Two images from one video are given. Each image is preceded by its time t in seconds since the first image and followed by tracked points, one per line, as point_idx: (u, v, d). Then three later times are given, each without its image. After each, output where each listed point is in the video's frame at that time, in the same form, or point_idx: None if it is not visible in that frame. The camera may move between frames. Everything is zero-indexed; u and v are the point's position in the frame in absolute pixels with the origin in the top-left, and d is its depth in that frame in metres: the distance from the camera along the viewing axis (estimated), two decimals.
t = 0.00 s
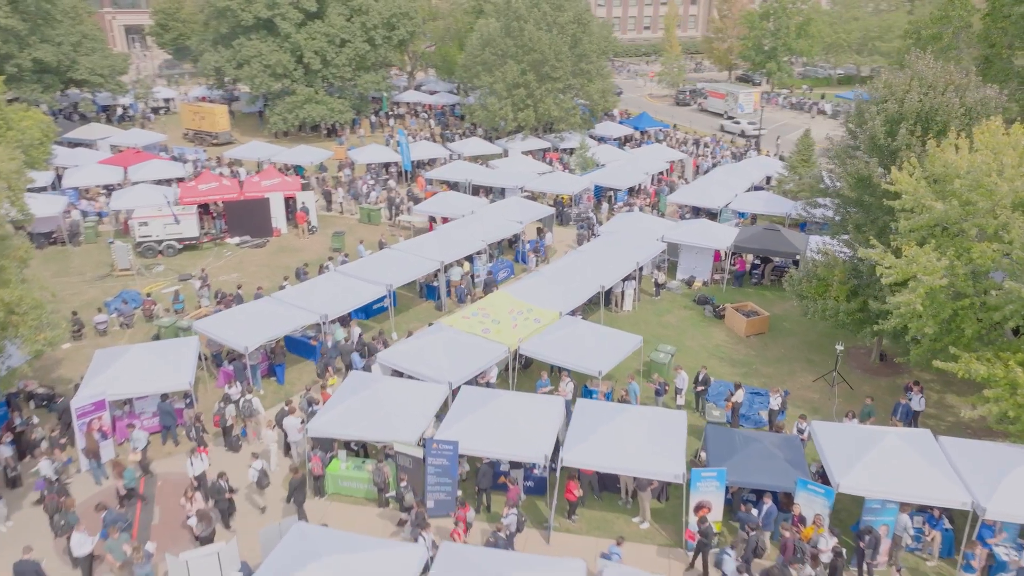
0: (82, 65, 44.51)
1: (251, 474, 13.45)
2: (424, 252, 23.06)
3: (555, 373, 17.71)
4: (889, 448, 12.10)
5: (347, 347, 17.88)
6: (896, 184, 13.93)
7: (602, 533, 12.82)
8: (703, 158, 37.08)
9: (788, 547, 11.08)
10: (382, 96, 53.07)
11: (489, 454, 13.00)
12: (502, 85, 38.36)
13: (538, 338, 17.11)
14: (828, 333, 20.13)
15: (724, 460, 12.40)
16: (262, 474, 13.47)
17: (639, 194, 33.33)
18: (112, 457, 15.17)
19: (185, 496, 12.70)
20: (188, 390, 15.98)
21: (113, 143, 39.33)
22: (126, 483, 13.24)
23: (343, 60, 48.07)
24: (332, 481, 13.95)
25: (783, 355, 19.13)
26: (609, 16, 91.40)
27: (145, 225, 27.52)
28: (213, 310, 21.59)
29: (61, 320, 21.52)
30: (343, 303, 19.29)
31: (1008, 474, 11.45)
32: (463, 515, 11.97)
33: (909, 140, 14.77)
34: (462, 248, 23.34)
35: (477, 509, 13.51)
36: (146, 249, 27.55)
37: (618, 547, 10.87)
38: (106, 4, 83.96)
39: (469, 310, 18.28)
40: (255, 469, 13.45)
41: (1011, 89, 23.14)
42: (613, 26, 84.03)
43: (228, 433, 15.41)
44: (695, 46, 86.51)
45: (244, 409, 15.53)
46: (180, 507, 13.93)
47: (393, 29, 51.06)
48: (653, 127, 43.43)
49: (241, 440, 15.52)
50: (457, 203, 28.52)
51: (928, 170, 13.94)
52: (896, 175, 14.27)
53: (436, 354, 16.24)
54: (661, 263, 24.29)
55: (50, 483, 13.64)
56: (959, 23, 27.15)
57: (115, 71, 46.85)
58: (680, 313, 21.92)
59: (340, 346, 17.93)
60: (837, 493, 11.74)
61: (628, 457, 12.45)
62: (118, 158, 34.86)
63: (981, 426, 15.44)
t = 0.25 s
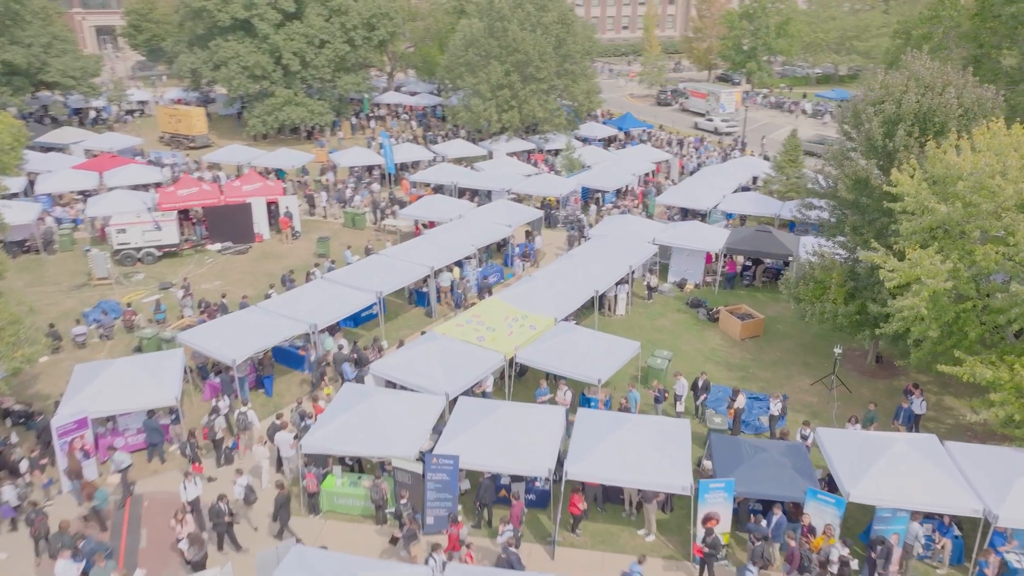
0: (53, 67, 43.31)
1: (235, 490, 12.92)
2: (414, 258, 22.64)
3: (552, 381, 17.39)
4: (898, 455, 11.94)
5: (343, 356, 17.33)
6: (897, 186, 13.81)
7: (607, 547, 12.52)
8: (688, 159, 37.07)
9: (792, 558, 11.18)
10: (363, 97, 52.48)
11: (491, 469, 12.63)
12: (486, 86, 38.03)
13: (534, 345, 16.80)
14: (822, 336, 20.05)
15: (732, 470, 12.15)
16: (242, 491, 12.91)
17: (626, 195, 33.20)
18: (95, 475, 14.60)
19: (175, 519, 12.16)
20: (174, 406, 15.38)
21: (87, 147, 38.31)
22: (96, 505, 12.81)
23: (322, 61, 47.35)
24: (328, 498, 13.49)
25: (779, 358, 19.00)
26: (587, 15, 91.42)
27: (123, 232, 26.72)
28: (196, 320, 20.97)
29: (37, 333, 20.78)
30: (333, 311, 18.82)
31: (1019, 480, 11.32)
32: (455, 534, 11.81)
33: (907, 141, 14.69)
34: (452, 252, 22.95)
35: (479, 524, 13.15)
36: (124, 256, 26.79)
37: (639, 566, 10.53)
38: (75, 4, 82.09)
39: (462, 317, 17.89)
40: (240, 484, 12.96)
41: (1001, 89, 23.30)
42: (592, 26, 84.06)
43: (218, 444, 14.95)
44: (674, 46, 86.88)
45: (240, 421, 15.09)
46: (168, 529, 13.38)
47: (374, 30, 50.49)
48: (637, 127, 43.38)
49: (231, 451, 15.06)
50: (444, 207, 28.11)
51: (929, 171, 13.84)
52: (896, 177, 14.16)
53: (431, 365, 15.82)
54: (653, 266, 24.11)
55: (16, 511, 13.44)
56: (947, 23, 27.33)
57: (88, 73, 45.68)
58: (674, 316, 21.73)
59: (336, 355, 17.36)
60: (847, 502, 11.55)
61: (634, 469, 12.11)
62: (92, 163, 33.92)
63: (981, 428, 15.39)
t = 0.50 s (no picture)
0: (20, 69, 42.05)
1: (224, 509, 12.39)
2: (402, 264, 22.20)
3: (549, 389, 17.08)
4: (906, 462, 11.81)
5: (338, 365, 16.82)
6: (898, 188, 13.71)
7: (614, 561, 12.23)
8: (672, 159, 37.07)
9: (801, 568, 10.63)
10: (342, 99, 51.82)
11: (493, 483, 12.27)
12: (469, 87, 37.68)
13: (531, 353, 16.48)
14: (816, 338, 20.00)
15: (740, 481, 11.92)
16: (230, 508, 12.43)
17: (612, 197, 33.06)
18: (77, 498, 13.97)
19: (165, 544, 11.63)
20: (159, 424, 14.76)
21: (58, 152, 37.23)
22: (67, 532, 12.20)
23: (300, 62, 46.56)
24: (324, 516, 13.04)
25: (775, 361, 18.87)
26: (565, 16, 91.41)
27: (99, 240, 25.89)
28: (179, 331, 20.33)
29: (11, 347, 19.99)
30: (323, 320, 18.32)
31: None
32: (448, 551, 11.31)
33: (905, 142, 14.62)
34: (440, 258, 22.52)
35: (481, 540, 12.80)
36: (100, 265, 25.97)
37: None
38: (42, 4, 80.08)
39: (455, 325, 17.50)
40: (223, 502, 12.39)
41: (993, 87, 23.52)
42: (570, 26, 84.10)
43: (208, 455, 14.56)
44: (652, 46, 87.25)
45: (234, 435, 14.73)
46: (157, 552, 12.84)
47: (352, 30, 49.89)
48: (620, 128, 43.35)
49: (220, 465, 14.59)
50: (430, 210, 27.68)
51: (929, 172, 13.77)
52: (895, 179, 14.07)
53: (426, 376, 15.40)
54: (643, 269, 23.93)
55: None
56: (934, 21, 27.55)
57: (58, 75, 44.44)
58: (667, 320, 21.55)
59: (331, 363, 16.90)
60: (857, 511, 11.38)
61: (642, 482, 11.79)
62: (64, 168, 32.92)
63: (981, 430, 15.38)
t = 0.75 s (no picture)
0: None
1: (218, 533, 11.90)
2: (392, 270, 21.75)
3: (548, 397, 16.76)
4: (917, 470, 11.67)
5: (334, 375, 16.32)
6: (901, 191, 13.59)
7: None
8: (658, 160, 37.01)
9: None
10: (322, 101, 51.09)
11: (497, 500, 11.90)
12: (453, 89, 37.28)
13: (528, 362, 16.15)
14: (811, 340, 19.93)
15: (750, 492, 11.68)
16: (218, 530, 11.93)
17: (599, 199, 32.88)
18: (60, 520, 13.46)
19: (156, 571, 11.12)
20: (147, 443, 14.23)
21: (30, 157, 36.15)
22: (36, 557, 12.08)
23: (279, 63, 45.73)
24: (321, 536, 12.57)
25: (772, 365, 18.76)
26: (544, 15, 91.25)
27: (76, 249, 25.09)
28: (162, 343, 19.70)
29: None
30: (312, 331, 17.77)
31: None
32: None
33: (905, 143, 14.53)
34: (431, 263, 22.07)
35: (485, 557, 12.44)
36: (77, 274, 25.17)
37: None
38: (8, 5, 77.97)
39: (450, 333, 17.11)
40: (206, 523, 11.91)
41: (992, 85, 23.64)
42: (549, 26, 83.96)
43: (198, 473, 14.03)
44: (631, 46, 87.45)
45: (227, 449, 14.28)
46: None
47: (332, 31, 49.23)
48: (604, 128, 43.24)
49: (210, 485, 14.05)
50: (416, 214, 27.24)
51: (931, 174, 13.68)
52: (897, 181, 13.97)
53: (423, 387, 15.00)
54: (635, 272, 23.73)
55: None
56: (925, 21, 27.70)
57: (27, 78, 43.21)
58: (661, 324, 21.37)
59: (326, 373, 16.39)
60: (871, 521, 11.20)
61: (651, 494, 11.53)
62: (37, 174, 31.94)
63: (981, 433, 15.37)
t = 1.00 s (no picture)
0: None
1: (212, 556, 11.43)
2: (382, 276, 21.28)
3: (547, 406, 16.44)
4: (932, 477, 11.47)
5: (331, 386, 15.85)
6: (905, 193, 13.48)
7: None
8: (644, 161, 36.92)
9: None
10: (302, 103, 50.34)
11: (504, 517, 11.54)
12: (437, 90, 36.87)
13: (526, 372, 15.83)
14: (808, 343, 19.85)
15: (762, 503, 11.43)
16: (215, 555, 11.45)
17: (587, 200, 32.66)
18: (45, 547, 12.68)
19: None
20: (136, 462, 13.68)
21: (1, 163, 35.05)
22: None
23: (258, 65, 44.87)
24: (321, 557, 12.07)
25: (770, 369, 18.62)
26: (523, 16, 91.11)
27: (53, 258, 24.28)
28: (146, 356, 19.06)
29: None
30: (303, 341, 17.24)
31: None
32: None
33: (906, 144, 14.47)
34: (422, 269, 21.63)
35: None
36: (54, 284, 24.35)
37: None
38: None
39: (446, 342, 16.71)
40: (189, 543, 11.42)
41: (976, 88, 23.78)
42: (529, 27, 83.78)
43: (192, 492, 13.49)
44: (610, 46, 87.59)
45: (222, 465, 13.79)
46: None
47: (311, 32, 48.54)
48: (588, 129, 43.08)
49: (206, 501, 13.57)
50: (404, 219, 26.77)
51: (935, 176, 13.58)
52: (900, 183, 13.88)
53: (421, 398, 14.58)
54: (628, 275, 23.52)
55: None
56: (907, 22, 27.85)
57: None
58: (657, 329, 21.17)
59: (323, 384, 15.92)
60: (886, 532, 11.00)
61: (662, 508, 11.25)
62: (9, 180, 30.93)
63: (983, 435, 15.33)
